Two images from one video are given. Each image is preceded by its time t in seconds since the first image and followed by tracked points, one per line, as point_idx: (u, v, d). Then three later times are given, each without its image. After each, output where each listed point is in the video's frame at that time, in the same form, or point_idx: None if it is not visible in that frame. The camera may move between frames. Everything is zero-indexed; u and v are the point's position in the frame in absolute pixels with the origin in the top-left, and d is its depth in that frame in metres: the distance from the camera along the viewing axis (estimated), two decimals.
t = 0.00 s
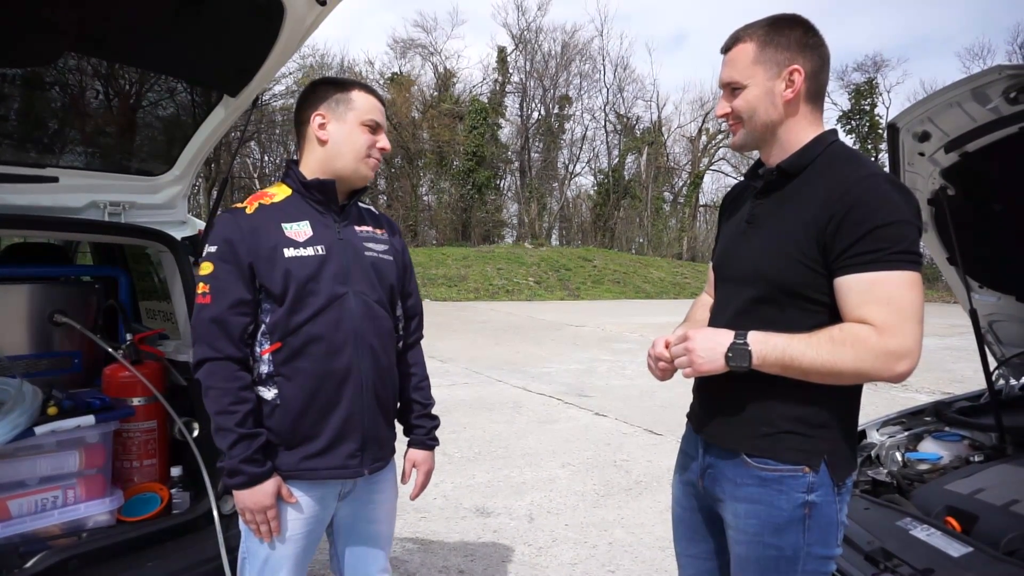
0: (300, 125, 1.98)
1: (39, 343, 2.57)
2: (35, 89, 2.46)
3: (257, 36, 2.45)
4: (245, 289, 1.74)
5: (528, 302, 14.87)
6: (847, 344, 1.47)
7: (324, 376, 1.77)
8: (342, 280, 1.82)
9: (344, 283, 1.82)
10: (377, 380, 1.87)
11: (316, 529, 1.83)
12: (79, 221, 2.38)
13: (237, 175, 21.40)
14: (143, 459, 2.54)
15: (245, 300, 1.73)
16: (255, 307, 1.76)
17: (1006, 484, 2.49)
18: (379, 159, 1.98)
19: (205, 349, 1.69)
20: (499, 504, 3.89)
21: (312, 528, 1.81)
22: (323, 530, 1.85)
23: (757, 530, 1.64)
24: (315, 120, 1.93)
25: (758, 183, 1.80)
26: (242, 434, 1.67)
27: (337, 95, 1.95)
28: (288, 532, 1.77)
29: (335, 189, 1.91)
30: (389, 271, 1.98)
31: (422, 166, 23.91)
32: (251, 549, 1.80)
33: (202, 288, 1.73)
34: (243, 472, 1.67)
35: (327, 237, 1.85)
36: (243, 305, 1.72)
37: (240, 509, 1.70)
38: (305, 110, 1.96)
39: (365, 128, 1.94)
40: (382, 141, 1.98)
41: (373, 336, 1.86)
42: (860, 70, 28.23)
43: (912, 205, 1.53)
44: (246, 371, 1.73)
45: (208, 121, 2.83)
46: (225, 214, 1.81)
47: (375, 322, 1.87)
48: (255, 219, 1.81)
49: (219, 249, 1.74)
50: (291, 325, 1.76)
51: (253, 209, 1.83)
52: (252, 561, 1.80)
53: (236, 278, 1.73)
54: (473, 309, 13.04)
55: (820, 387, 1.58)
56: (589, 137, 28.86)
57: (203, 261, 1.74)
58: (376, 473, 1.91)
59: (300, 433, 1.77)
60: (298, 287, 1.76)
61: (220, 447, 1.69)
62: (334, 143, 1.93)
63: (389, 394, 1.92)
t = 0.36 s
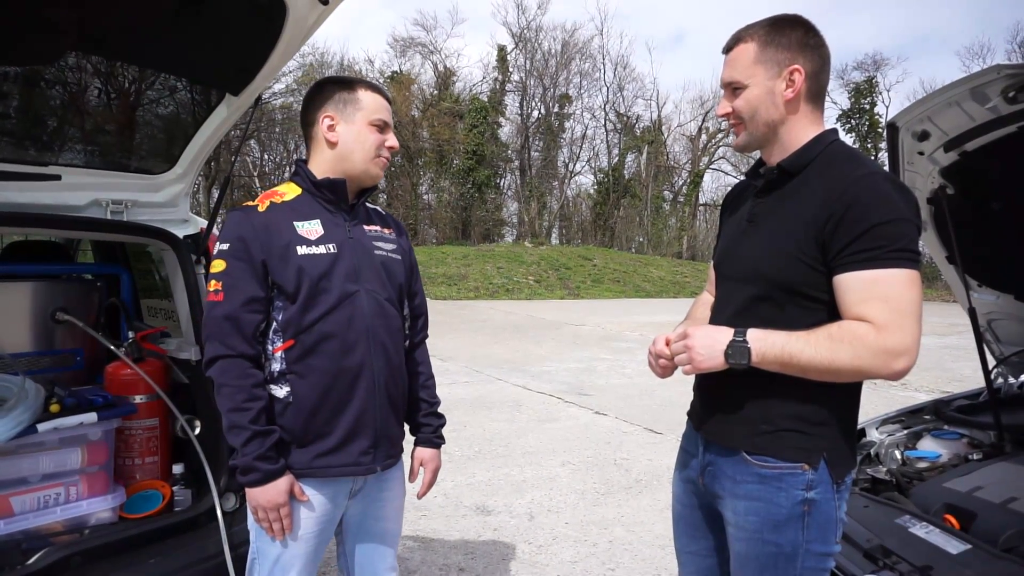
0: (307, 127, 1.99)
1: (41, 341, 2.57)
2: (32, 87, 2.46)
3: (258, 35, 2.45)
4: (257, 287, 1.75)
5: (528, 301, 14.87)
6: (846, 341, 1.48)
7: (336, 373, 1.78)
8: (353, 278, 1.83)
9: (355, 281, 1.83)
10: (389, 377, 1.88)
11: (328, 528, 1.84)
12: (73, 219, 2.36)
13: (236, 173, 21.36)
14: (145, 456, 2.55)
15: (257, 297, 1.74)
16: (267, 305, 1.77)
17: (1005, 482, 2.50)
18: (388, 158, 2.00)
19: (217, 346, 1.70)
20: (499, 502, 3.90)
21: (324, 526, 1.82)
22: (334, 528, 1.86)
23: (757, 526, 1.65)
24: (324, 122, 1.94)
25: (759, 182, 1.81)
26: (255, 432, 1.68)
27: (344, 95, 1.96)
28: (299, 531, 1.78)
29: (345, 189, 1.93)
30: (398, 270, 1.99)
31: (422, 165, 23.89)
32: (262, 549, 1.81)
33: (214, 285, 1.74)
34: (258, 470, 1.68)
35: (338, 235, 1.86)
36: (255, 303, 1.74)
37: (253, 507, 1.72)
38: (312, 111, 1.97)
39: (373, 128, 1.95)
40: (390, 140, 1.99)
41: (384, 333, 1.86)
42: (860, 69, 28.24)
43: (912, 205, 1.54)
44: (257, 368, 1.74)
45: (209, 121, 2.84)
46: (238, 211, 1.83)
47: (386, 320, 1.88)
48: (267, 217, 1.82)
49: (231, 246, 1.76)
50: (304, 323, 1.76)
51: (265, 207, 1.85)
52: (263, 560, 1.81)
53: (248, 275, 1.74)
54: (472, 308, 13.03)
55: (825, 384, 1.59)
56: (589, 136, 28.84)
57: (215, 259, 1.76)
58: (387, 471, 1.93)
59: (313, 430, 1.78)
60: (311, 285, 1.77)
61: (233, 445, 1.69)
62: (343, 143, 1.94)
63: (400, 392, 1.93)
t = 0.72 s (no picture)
0: (300, 128, 2.00)
1: (44, 340, 2.58)
2: (33, 86, 2.47)
3: (260, 34, 2.45)
4: (258, 284, 1.75)
5: (529, 299, 14.88)
6: (845, 335, 1.48)
7: (337, 369, 1.79)
8: (353, 275, 1.84)
9: (355, 278, 1.84)
10: (388, 372, 1.89)
11: (328, 521, 1.84)
12: (73, 217, 2.37)
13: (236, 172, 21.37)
14: (147, 454, 2.55)
15: (258, 296, 1.74)
16: (268, 303, 1.78)
17: (1006, 476, 2.51)
18: (380, 149, 1.98)
19: (218, 344, 1.70)
20: (501, 499, 3.91)
21: (324, 520, 1.83)
22: (334, 522, 1.86)
23: (758, 521, 1.66)
24: (312, 121, 1.95)
25: (758, 178, 1.82)
26: (257, 428, 1.68)
27: (328, 92, 1.96)
28: (301, 526, 1.79)
29: (343, 185, 1.92)
30: (396, 266, 2.00)
31: (422, 163, 23.89)
32: (263, 543, 1.81)
33: (216, 284, 1.74)
34: (261, 467, 1.68)
35: (337, 232, 1.87)
36: (257, 300, 1.74)
37: (255, 501, 1.72)
38: (302, 113, 1.98)
39: (360, 120, 1.95)
40: (380, 129, 1.98)
41: (383, 329, 1.87)
42: (860, 65, 28.23)
43: (911, 199, 1.55)
44: (259, 366, 1.74)
45: (209, 118, 2.82)
46: (238, 211, 1.83)
47: (385, 316, 1.88)
48: (267, 215, 1.82)
49: (231, 245, 1.76)
50: (305, 320, 1.77)
51: (265, 206, 1.85)
52: (263, 554, 1.82)
53: (249, 273, 1.75)
54: (473, 306, 13.06)
55: (827, 379, 1.60)
56: (589, 133, 28.83)
57: (215, 257, 1.76)
58: (385, 465, 1.93)
59: (314, 425, 1.79)
60: (311, 282, 1.78)
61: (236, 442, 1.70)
62: (332, 142, 1.94)
63: (399, 386, 1.94)
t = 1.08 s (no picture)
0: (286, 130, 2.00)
1: (40, 338, 2.58)
2: (28, 85, 2.46)
3: (260, 36, 2.47)
4: (242, 285, 1.77)
5: (526, 300, 14.89)
6: (842, 339, 1.49)
7: (319, 370, 1.79)
8: (337, 276, 1.84)
9: (340, 279, 1.84)
10: (372, 374, 1.89)
11: (311, 517, 1.85)
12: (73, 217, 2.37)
13: (233, 172, 21.33)
14: (143, 455, 2.55)
15: (242, 296, 1.75)
16: (252, 303, 1.78)
17: (1000, 478, 2.52)
18: (366, 148, 1.98)
19: (202, 343, 1.72)
20: (497, 500, 3.92)
21: (307, 515, 1.83)
22: (317, 517, 1.87)
23: (754, 522, 1.66)
24: (299, 122, 1.97)
25: (754, 180, 1.83)
26: (240, 425, 1.69)
27: (313, 93, 1.96)
28: (285, 520, 1.80)
29: (330, 186, 1.93)
30: (383, 267, 2.00)
31: (419, 164, 23.93)
32: (248, 536, 1.82)
33: (201, 284, 1.76)
34: (245, 462, 1.68)
35: (323, 234, 1.87)
36: (241, 300, 1.75)
37: (240, 493, 1.73)
38: (289, 113, 1.98)
39: (345, 119, 1.95)
40: (366, 129, 1.97)
41: (368, 330, 1.87)
42: (856, 68, 28.33)
43: (906, 203, 1.55)
44: (242, 363, 1.75)
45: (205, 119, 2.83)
46: (226, 212, 1.85)
47: (370, 317, 1.88)
48: (252, 216, 1.83)
49: (217, 245, 1.78)
50: (288, 321, 1.77)
51: (251, 207, 1.86)
52: (248, 547, 1.82)
53: (234, 274, 1.76)
54: (470, 307, 13.06)
55: (820, 381, 1.61)
56: (586, 135, 28.86)
57: (202, 256, 1.78)
58: (367, 465, 1.93)
59: (297, 424, 1.79)
60: (295, 283, 1.78)
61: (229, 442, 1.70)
62: (318, 142, 1.94)
63: (383, 386, 1.94)
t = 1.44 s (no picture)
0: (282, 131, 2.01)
1: (36, 343, 2.57)
2: (25, 88, 2.46)
3: (258, 40, 2.47)
4: (228, 287, 1.77)
5: (524, 302, 14.89)
6: (840, 342, 1.50)
7: (302, 373, 1.79)
8: (323, 280, 1.84)
9: (325, 283, 1.84)
10: (356, 378, 1.89)
11: (296, 518, 1.85)
12: (71, 221, 2.37)
13: (231, 175, 21.31)
14: (141, 458, 2.55)
15: (227, 297, 1.76)
16: (237, 305, 1.79)
17: (996, 481, 2.53)
18: (360, 158, 1.99)
19: (188, 343, 1.72)
20: (495, 503, 3.91)
21: (292, 517, 1.83)
22: (302, 519, 1.87)
23: (750, 525, 1.66)
24: (296, 126, 1.96)
25: (752, 184, 1.83)
26: (223, 426, 1.69)
27: (313, 98, 1.96)
28: (270, 521, 1.80)
29: (318, 191, 1.93)
30: (371, 271, 1.99)
31: (417, 167, 23.97)
32: (233, 537, 1.82)
33: (188, 285, 1.77)
34: (226, 464, 1.69)
35: (309, 237, 1.87)
36: (226, 303, 1.76)
37: (223, 492, 1.74)
38: (287, 117, 1.98)
39: (343, 128, 1.96)
40: (361, 139, 1.99)
41: (353, 334, 1.87)
42: (854, 70, 28.40)
43: (903, 208, 1.56)
44: (227, 365, 1.75)
45: (204, 122, 2.83)
46: (216, 214, 1.87)
47: (355, 322, 1.88)
48: (239, 219, 1.84)
49: (204, 248, 1.79)
50: (272, 323, 1.78)
51: (239, 210, 1.86)
52: (234, 548, 1.83)
53: (219, 276, 1.77)
54: (469, 310, 13.06)
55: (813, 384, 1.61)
56: (584, 137, 28.89)
57: (190, 259, 1.80)
58: (352, 468, 1.93)
59: (280, 426, 1.79)
60: (278, 286, 1.78)
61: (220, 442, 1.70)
62: (314, 146, 1.95)
63: (367, 390, 1.94)
